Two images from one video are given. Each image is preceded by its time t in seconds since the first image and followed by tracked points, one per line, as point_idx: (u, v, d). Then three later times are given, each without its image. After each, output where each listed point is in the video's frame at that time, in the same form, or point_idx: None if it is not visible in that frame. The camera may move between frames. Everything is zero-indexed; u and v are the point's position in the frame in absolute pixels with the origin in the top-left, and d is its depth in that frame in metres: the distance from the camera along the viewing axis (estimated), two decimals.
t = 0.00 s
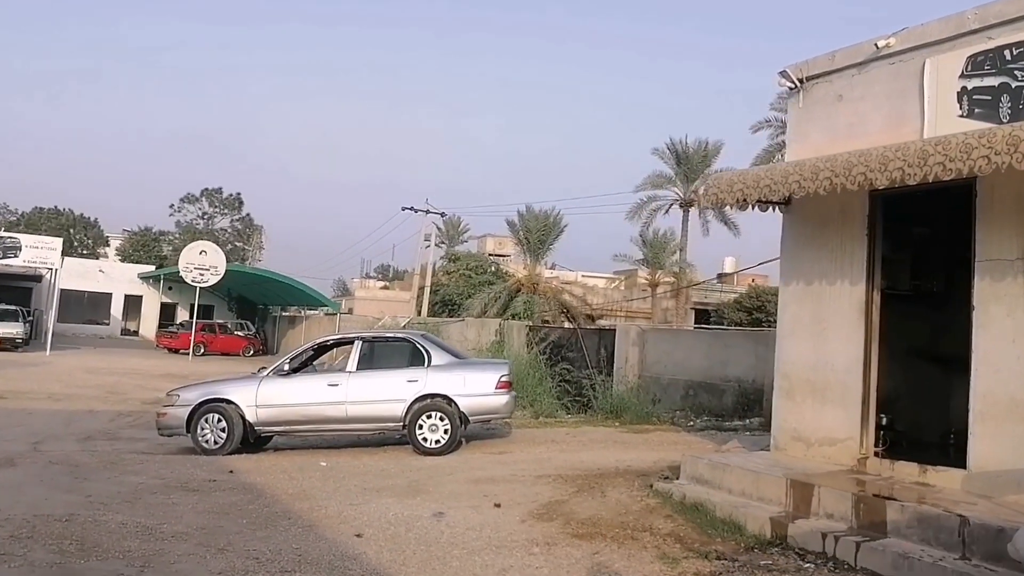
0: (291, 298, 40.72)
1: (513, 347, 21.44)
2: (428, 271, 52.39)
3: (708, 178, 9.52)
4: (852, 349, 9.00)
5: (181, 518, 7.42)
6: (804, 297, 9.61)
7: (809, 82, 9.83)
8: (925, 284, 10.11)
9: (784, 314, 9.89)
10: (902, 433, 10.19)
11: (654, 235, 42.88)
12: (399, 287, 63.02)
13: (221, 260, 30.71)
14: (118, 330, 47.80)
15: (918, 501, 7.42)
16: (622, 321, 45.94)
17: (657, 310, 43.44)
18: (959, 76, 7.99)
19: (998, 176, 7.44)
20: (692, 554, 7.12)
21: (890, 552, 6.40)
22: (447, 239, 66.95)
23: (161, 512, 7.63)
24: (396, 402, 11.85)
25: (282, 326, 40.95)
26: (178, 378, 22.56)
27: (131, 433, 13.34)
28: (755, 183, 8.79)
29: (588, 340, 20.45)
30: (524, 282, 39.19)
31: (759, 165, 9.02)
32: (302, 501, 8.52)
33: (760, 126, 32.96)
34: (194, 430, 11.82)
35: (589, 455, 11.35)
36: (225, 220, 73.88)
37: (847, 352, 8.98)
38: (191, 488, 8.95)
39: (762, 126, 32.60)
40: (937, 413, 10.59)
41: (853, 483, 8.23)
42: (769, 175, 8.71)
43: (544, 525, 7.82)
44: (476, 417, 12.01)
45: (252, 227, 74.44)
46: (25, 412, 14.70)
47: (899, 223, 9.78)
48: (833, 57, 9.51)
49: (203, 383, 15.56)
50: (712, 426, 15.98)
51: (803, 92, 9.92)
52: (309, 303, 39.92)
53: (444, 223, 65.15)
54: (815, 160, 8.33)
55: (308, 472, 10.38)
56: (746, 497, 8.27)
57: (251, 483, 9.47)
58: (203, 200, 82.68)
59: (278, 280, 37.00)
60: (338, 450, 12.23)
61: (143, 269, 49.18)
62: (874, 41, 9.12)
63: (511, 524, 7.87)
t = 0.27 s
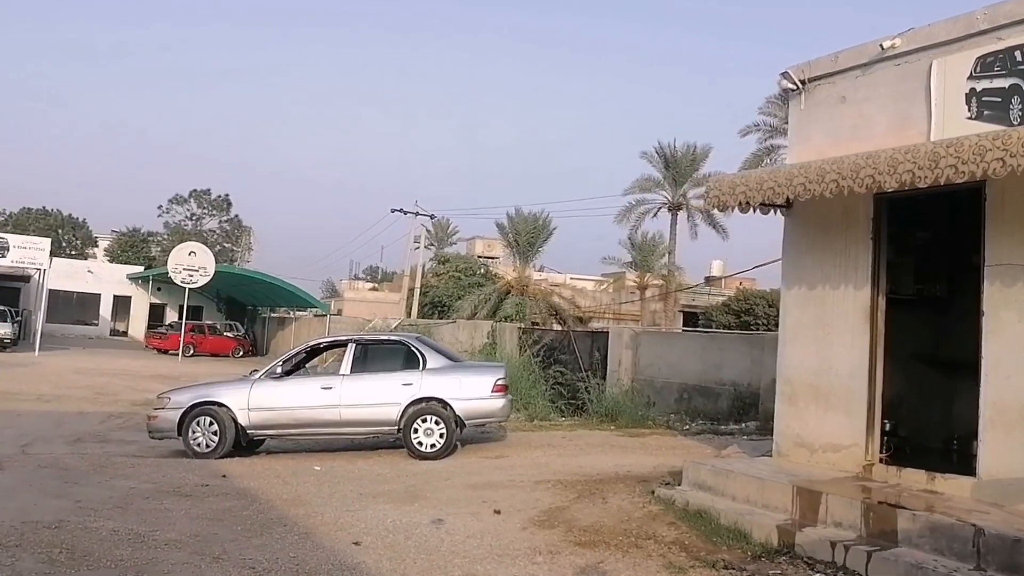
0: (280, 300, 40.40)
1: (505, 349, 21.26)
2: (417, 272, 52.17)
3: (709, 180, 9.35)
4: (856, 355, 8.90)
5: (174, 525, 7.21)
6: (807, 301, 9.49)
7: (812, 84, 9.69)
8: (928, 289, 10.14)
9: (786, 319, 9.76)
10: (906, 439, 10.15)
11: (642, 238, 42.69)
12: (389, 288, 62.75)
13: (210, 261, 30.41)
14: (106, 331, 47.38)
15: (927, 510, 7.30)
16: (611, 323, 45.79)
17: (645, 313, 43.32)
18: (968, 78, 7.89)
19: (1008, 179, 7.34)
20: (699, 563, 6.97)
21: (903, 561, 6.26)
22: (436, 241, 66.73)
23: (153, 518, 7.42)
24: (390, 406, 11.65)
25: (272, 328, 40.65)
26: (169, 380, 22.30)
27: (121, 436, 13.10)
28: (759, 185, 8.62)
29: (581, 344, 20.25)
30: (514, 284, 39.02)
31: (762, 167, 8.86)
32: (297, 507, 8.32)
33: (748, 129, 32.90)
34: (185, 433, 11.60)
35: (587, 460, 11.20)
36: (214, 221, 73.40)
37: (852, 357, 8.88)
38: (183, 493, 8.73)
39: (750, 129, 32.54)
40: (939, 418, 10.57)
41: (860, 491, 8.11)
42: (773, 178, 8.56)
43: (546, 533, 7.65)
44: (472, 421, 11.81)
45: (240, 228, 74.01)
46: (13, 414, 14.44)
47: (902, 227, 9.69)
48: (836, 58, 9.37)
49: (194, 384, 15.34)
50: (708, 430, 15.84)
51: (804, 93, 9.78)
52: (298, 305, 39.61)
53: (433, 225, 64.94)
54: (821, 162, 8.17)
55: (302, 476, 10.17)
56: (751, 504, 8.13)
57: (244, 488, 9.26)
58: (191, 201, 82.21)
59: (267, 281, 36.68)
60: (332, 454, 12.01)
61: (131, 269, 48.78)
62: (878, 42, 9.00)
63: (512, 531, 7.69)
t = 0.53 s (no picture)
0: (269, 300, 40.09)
1: (497, 351, 21.08)
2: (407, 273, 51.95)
3: (711, 181, 9.20)
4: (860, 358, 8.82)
5: (167, 531, 7.01)
6: (810, 305, 9.41)
7: (813, 85, 9.58)
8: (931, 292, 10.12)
9: (788, 322, 9.66)
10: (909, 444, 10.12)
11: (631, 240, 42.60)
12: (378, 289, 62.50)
13: (200, 262, 30.12)
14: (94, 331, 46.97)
15: (935, 517, 7.19)
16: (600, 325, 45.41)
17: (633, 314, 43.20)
18: (975, 79, 7.78)
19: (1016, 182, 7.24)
20: (705, 571, 6.83)
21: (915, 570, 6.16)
22: (425, 242, 66.51)
23: (146, 524, 7.22)
24: (385, 409, 11.46)
25: (261, 328, 40.34)
26: (159, 380, 22.04)
27: (110, 437, 12.87)
28: (763, 187, 8.48)
29: (574, 346, 20.05)
30: (504, 285, 38.85)
31: (765, 168, 8.73)
32: (293, 512, 8.13)
33: (737, 132, 32.84)
34: (176, 435, 11.39)
35: (585, 464, 11.05)
36: (203, 221, 72.93)
37: (856, 361, 8.81)
38: (175, 497, 8.53)
39: (739, 132, 32.47)
40: (940, 422, 10.57)
41: (865, 497, 8.01)
42: (776, 179, 8.42)
43: (548, 540, 7.49)
44: (468, 424, 11.62)
45: (229, 228, 73.60)
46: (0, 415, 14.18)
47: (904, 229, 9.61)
48: (838, 59, 9.26)
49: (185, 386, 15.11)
50: (704, 434, 15.70)
51: (806, 94, 9.67)
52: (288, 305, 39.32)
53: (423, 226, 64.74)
54: (826, 163, 8.04)
55: (296, 481, 9.98)
56: (756, 510, 8.00)
57: (238, 492, 9.06)
58: (180, 201, 81.74)
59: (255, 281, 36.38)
60: (326, 457, 11.81)
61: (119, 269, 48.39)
62: (882, 43, 8.89)
63: (513, 538, 7.53)
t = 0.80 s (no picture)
0: (259, 300, 39.80)
1: (489, 352, 20.91)
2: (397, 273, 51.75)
3: (714, 182, 9.09)
4: (864, 361, 8.75)
5: (159, 538, 6.82)
6: (813, 307, 9.35)
7: (817, 85, 9.48)
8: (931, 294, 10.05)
9: (791, 325, 9.57)
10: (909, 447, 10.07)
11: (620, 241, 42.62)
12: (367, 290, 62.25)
13: (190, 262, 29.86)
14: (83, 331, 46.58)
15: (941, 523, 7.10)
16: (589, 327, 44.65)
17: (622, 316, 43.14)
18: (983, 79, 7.68)
19: None
20: None
21: None
22: (415, 243, 66.32)
23: (137, 530, 7.03)
24: (379, 411, 11.29)
25: (250, 329, 40.05)
26: (148, 381, 21.78)
27: (99, 439, 12.65)
28: (768, 187, 8.37)
29: (567, 347, 19.86)
30: (495, 285, 38.69)
31: (770, 168, 8.63)
32: (287, 517, 7.95)
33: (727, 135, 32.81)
34: (167, 438, 11.19)
35: (581, 467, 10.91)
36: (192, 220, 72.48)
37: (860, 364, 8.76)
38: (167, 501, 8.35)
39: (729, 134, 32.43)
40: (941, 426, 10.52)
41: (869, 502, 7.92)
42: (782, 180, 8.32)
43: (548, 546, 7.34)
44: (463, 426, 11.47)
45: (218, 228, 73.23)
46: None
47: (907, 231, 9.55)
48: (843, 58, 9.16)
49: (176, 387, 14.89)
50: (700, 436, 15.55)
51: (810, 94, 9.57)
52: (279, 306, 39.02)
53: (413, 227, 64.63)
54: (832, 164, 7.93)
55: (289, 484, 9.81)
56: (759, 516, 7.92)
57: (231, 496, 8.88)
58: (169, 200, 81.28)
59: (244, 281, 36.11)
60: (319, 460, 11.64)
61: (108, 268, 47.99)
62: (887, 42, 8.79)
63: (513, 545, 7.38)
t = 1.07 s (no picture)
0: (249, 300, 39.52)
1: (481, 352, 20.68)
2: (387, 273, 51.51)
3: (715, 183, 8.96)
4: (867, 364, 8.66)
5: (150, 542, 6.65)
6: (814, 310, 9.24)
7: (819, 85, 9.36)
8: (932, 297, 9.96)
9: (792, 327, 9.46)
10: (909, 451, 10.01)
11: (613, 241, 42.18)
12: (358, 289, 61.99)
13: (180, 261, 29.59)
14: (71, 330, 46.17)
15: (946, 528, 7.00)
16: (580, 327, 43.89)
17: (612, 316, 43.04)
18: (990, 80, 7.59)
19: None
20: None
21: None
22: (406, 242, 66.06)
23: (127, 535, 6.85)
24: (373, 413, 11.13)
25: (240, 328, 39.76)
26: (137, 380, 21.53)
27: (88, 439, 12.44)
28: (770, 189, 8.26)
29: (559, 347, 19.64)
30: (486, 285, 38.51)
31: (772, 169, 8.51)
32: (281, 521, 7.78)
33: (718, 136, 32.73)
34: (158, 439, 11.01)
35: (578, 469, 10.78)
36: (181, 219, 72.03)
37: (863, 367, 8.68)
38: (157, 504, 8.17)
39: (720, 136, 32.35)
40: (941, 430, 10.46)
41: (872, 507, 7.83)
42: (785, 181, 8.21)
43: (548, 551, 7.21)
44: (458, 428, 11.31)
45: (208, 227, 72.80)
46: None
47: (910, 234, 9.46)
48: (847, 58, 9.04)
49: (166, 386, 14.69)
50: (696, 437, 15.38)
51: (812, 94, 9.44)
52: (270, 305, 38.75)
53: (403, 226, 64.40)
54: (837, 164, 7.80)
55: (282, 486, 9.64)
56: (760, 521, 7.83)
57: (223, 499, 8.71)
58: (158, 198, 80.75)
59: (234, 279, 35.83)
60: (312, 462, 11.46)
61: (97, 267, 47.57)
62: (892, 42, 8.68)
63: (512, 549, 7.24)
